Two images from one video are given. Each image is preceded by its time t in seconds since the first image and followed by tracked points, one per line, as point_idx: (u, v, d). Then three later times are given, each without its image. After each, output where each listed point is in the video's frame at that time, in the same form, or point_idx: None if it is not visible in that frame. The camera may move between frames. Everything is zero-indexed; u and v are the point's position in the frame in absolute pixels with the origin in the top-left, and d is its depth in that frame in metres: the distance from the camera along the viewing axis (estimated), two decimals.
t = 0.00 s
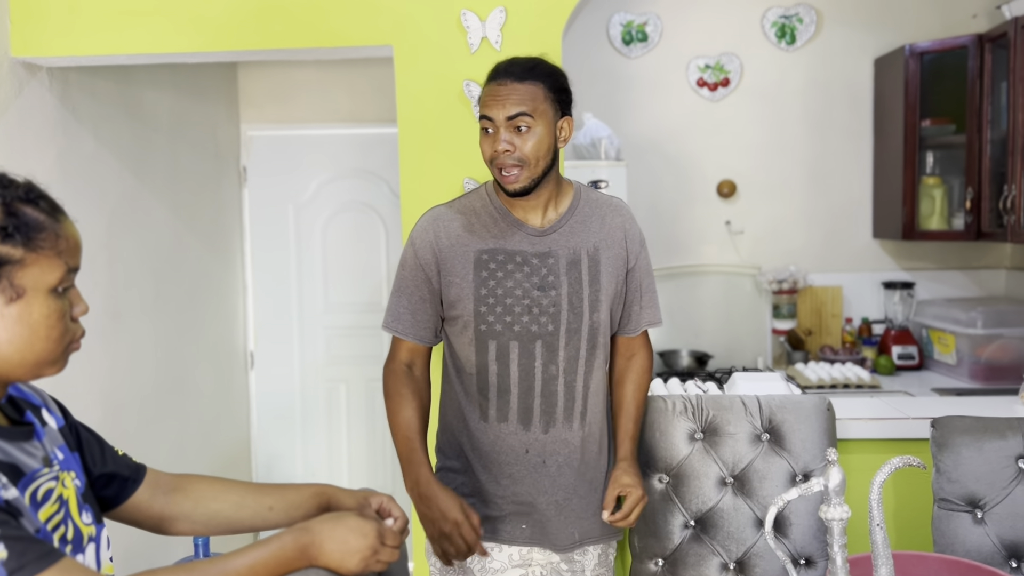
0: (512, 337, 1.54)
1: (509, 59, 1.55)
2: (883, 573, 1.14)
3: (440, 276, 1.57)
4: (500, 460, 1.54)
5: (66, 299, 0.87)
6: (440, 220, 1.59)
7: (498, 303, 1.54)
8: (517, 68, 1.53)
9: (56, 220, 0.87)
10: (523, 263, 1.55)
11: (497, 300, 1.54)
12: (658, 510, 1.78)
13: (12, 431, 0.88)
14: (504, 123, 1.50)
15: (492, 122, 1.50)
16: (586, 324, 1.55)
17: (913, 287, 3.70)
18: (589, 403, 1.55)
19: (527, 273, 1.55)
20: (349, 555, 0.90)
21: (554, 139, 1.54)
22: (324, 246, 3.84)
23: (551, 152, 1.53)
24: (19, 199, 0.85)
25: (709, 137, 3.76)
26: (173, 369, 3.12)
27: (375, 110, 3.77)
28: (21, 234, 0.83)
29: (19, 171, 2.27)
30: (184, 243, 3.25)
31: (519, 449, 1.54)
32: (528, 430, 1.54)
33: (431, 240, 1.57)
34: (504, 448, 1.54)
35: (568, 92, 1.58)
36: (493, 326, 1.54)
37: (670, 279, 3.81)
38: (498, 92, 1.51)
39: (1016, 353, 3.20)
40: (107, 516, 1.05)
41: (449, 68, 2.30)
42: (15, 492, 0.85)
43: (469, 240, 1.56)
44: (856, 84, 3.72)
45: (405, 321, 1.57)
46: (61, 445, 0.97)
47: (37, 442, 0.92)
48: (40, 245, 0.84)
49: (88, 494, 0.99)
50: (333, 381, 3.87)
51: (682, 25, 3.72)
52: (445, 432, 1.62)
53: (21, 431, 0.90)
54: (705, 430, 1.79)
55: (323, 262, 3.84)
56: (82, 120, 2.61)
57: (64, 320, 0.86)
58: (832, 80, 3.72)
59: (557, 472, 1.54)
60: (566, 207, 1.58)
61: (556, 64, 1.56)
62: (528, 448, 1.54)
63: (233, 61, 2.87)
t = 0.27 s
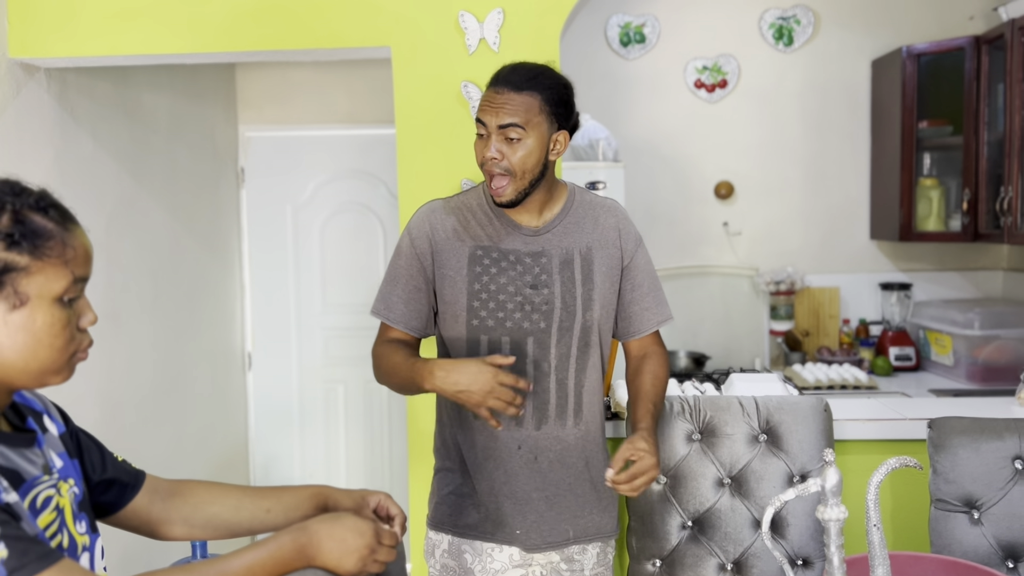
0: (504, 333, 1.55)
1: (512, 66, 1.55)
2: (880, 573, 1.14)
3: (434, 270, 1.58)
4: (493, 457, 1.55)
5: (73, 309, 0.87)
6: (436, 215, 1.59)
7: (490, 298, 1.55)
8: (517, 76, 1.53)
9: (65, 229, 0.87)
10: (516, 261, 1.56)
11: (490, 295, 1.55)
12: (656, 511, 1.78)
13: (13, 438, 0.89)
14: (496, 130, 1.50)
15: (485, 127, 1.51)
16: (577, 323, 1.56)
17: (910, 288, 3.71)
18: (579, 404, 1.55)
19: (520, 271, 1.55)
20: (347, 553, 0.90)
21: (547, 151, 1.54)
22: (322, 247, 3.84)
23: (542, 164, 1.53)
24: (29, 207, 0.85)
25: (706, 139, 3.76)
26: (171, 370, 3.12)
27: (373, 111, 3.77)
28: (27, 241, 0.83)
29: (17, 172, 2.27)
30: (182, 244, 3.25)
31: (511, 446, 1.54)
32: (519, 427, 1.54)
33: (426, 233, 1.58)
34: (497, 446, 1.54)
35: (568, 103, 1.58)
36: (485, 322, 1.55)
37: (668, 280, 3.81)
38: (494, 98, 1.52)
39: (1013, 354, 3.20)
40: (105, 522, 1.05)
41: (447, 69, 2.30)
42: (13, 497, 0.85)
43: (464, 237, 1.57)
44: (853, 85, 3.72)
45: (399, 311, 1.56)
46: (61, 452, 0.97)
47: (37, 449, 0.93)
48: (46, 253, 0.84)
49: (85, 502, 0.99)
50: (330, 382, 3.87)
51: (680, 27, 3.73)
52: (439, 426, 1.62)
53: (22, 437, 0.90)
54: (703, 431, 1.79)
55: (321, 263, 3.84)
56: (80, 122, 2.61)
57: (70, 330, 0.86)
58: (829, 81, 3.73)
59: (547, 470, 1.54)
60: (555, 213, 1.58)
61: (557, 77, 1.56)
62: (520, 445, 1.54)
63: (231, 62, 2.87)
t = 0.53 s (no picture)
0: (503, 335, 1.54)
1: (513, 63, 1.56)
2: (877, 572, 1.14)
3: (435, 271, 1.59)
4: (491, 459, 1.55)
5: (86, 305, 0.87)
6: (437, 218, 1.60)
7: (489, 300, 1.55)
8: (517, 73, 1.54)
9: (78, 226, 0.86)
10: (515, 263, 1.56)
11: (489, 297, 1.55)
12: (654, 511, 1.79)
13: (38, 424, 0.89)
14: (496, 126, 1.51)
15: (485, 123, 1.52)
16: (576, 326, 1.56)
17: (908, 289, 3.71)
18: (580, 406, 1.56)
19: (519, 272, 1.55)
20: (346, 554, 0.90)
21: (547, 147, 1.54)
22: (320, 248, 3.84)
23: (542, 159, 1.53)
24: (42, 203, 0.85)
25: (704, 140, 3.77)
26: (169, 371, 3.12)
27: (371, 112, 3.77)
28: (39, 238, 0.83)
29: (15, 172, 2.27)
30: (181, 246, 3.25)
31: (508, 448, 1.54)
32: (516, 429, 1.54)
33: (428, 237, 1.58)
34: (491, 447, 1.55)
35: (569, 99, 1.59)
36: (483, 323, 1.55)
37: (666, 281, 3.82)
38: (495, 95, 1.53)
39: (1010, 355, 3.21)
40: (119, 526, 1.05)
41: (446, 70, 2.31)
42: (29, 483, 0.84)
43: (464, 238, 1.57)
44: (851, 86, 3.73)
45: (414, 322, 1.58)
46: (86, 443, 0.98)
47: (61, 438, 0.93)
48: (58, 249, 0.84)
49: (111, 491, 0.99)
50: (329, 383, 3.87)
51: (678, 28, 3.73)
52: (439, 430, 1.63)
53: (46, 424, 0.91)
54: (701, 432, 1.79)
55: (319, 264, 3.84)
56: (78, 122, 2.61)
57: (82, 326, 0.86)
58: (826, 83, 3.73)
59: (543, 473, 1.55)
60: (556, 214, 1.58)
61: (559, 72, 1.57)
62: (515, 447, 1.54)
63: (229, 63, 2.87)
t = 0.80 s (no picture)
0: (498, 335, 1.55)
1: (510, 60, 1.57)
2: (875, 573, 1.14)
3: (430, 272, 1.60)
4: (488, 459, 1.55)
5: (105, 310, 0.86)
6: (434, 218, 1.61)
7: (485, 300, 1.55)
8: (514, 68, 1.55)
9: (102, 230, 0.86)
10: (511, 262, 1.56)
11: (484, 297, 1.55)
12: (652, 511, 1.79)
13: (62, 417, 0.90)
14: (493, 124, 1.52)
15: (482, 121, 1.53)
16: (572, 326, 1.56)
17: (906, 289, 3.67)
18: (576, 406, 1.55)
19: (516, 272, 1.55)
20: (349, 553, 0.89)
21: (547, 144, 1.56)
22: (318, 249, 3.84)
23: (540, 156, 1.54)
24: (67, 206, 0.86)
25: (702, 141, 3.77)
26: (167, 372, 3.12)
27: (369, 112, 3.77)
28: (61, 241, 0.83)
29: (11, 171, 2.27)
30: (179, 246, 3.25)
31: (504, 448, 1.55)
32: (512, 429, 1.55)
33: (423, 239, 1.60)
34: (488, 447, 1.55)
35: (567, 96, 1.59)
36: (479, 323, 1.55)
37: (663, 282, 3.82)
38: (492, 91, 1.54)
39: (1008, 356, 3.21)
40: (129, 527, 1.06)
41: (445, 70, 2.31)
42: (47, 473, 0.84)
43: (460, 239, 1.58)
44: (849, 87, 3.73)
45: (396, 316, 1.63)
46: (109, 439, 0.99)
47: (85, 431, 0.94)
48: (78, 254, 0.84)
49: (133, 487, 1.00)
50: (327, 384, 3.87)
51: (677, 30, 3.74)
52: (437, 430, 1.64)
53: (70, 418, 0.91)
54: (699, 432, 1.80)
55: (317, 265, 3.84)
56: (76, 123, 2.62)
57: (99, 330, 0.85)
58: (824, 84, 3.74)
59: (540, 472, 1.55)
60: (555, 213, 1.58)
61: (555, 67, 1.58)
62: (513, 448, 1.55)
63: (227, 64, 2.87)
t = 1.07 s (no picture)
0: (493, 335, 1.55)
1: (510, 63, 1.57)
2: (875, 574, 1.14)
3: (430, 270, 1.61)
4: (479, 458, 1.56)
5: (109, 315, 0.86)
6: (436, 217, 1.62)
7: (481, 300, 1.56)
8: (515, 71, 1.55)
9: (106, 234, 0.86)
10: (508, 263, 1.56)
11: (480, 297, 1.56)
12: (652, 510, 1.78)
13: (82, 416, 0.91)
14: (494, 127, 1.52)
15: (483, 125, 1.53)
16: (567, 328, 1.55)
17: (904, 290, 3.70)
18: (569, 409, 1.54)
19: (512, 272, 1.56)
20: (347, 552, 0.89)
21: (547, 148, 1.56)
22: (317, 250, 3.84)
23: (541, 159, 1.54)
24: (74, 211, 0.86)
25: (701, 142, 3.78)
26: (165, 373, 3.12)
27: (368, 113, 3.77)
28: (63, 244, 0.84)
29: (8, 171, 2.27)
30: (178, 247, 3.24)
31: (496, 448, 1.55)
32: (504, 429, 1.55)
33: (424, 237, 1.61)
34: (480, 445, 1.55)
35: (568, 98, 1.59)
36: (474, 322, 1.56)
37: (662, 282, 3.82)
38: (493, 95, 1.54)
39: (1006, 356, 3.22)
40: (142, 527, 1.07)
41: (444, 71, 2.31)
42: (60, 467, 0.85)
43: (459, 239, 1.59)
44: (847, 88, 3.74)
45: (400, 314, 1.63)
46: (132, 437, 1.00)
47: (104, 428, 0.95)
48: (80, 257, 0.84)
49: (153, 484, 1.00)
50: (326, 384, 3.87)
51: (675, 30, 3.74)
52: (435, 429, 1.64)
53: (90, 415, 0.92)
54: (699, 432, 1.81)
55: (316, 265, 3.84)
56: (74, 124, 2.62)
57: (102, 334, 0.86)
58: (823, 84, 3.74)
59: (532, 473, 1.55)
60: (554, 215, 1.58)
61: (556, 69, 1.57)
62: (503, 447, 1.55)
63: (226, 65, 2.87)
